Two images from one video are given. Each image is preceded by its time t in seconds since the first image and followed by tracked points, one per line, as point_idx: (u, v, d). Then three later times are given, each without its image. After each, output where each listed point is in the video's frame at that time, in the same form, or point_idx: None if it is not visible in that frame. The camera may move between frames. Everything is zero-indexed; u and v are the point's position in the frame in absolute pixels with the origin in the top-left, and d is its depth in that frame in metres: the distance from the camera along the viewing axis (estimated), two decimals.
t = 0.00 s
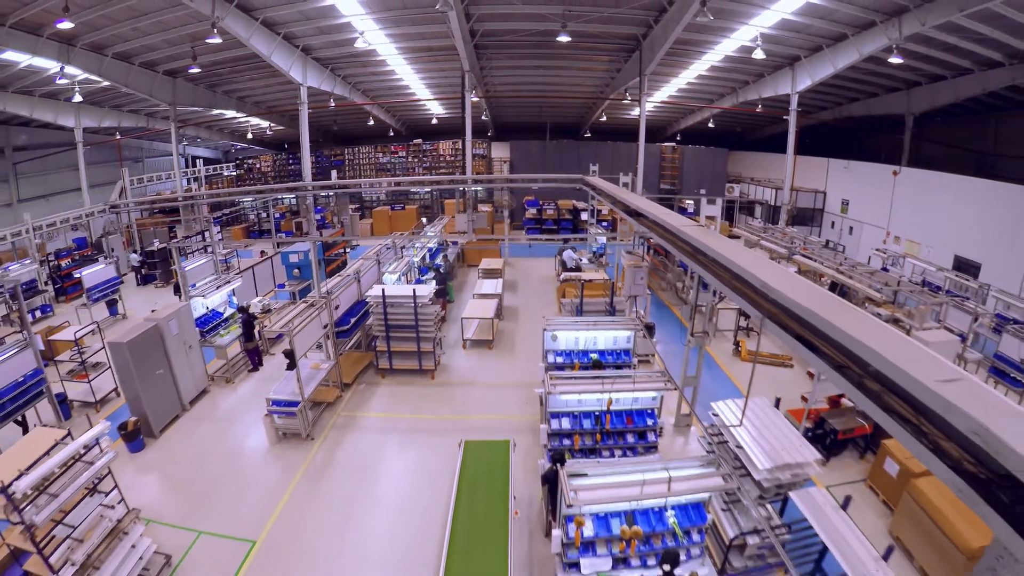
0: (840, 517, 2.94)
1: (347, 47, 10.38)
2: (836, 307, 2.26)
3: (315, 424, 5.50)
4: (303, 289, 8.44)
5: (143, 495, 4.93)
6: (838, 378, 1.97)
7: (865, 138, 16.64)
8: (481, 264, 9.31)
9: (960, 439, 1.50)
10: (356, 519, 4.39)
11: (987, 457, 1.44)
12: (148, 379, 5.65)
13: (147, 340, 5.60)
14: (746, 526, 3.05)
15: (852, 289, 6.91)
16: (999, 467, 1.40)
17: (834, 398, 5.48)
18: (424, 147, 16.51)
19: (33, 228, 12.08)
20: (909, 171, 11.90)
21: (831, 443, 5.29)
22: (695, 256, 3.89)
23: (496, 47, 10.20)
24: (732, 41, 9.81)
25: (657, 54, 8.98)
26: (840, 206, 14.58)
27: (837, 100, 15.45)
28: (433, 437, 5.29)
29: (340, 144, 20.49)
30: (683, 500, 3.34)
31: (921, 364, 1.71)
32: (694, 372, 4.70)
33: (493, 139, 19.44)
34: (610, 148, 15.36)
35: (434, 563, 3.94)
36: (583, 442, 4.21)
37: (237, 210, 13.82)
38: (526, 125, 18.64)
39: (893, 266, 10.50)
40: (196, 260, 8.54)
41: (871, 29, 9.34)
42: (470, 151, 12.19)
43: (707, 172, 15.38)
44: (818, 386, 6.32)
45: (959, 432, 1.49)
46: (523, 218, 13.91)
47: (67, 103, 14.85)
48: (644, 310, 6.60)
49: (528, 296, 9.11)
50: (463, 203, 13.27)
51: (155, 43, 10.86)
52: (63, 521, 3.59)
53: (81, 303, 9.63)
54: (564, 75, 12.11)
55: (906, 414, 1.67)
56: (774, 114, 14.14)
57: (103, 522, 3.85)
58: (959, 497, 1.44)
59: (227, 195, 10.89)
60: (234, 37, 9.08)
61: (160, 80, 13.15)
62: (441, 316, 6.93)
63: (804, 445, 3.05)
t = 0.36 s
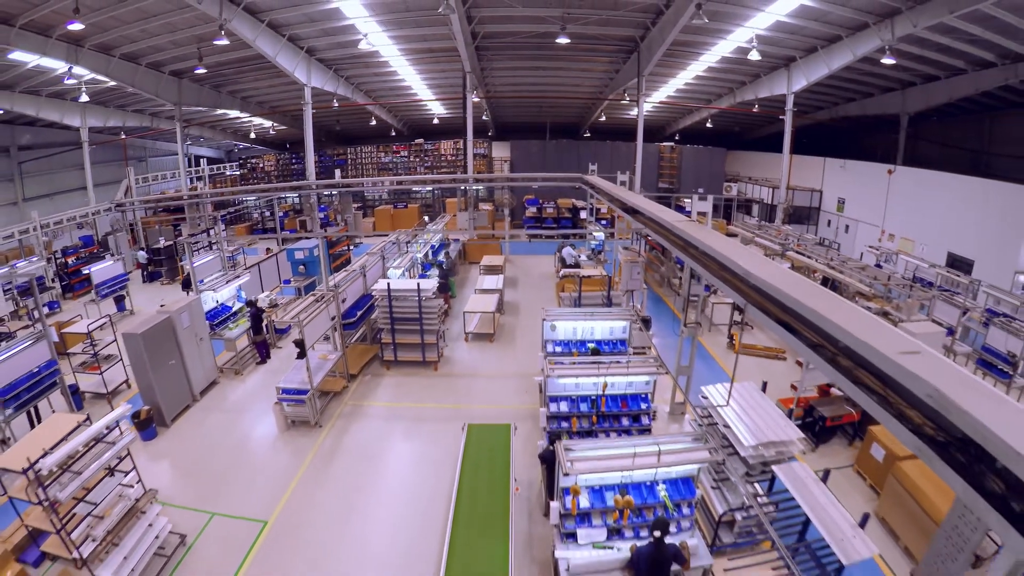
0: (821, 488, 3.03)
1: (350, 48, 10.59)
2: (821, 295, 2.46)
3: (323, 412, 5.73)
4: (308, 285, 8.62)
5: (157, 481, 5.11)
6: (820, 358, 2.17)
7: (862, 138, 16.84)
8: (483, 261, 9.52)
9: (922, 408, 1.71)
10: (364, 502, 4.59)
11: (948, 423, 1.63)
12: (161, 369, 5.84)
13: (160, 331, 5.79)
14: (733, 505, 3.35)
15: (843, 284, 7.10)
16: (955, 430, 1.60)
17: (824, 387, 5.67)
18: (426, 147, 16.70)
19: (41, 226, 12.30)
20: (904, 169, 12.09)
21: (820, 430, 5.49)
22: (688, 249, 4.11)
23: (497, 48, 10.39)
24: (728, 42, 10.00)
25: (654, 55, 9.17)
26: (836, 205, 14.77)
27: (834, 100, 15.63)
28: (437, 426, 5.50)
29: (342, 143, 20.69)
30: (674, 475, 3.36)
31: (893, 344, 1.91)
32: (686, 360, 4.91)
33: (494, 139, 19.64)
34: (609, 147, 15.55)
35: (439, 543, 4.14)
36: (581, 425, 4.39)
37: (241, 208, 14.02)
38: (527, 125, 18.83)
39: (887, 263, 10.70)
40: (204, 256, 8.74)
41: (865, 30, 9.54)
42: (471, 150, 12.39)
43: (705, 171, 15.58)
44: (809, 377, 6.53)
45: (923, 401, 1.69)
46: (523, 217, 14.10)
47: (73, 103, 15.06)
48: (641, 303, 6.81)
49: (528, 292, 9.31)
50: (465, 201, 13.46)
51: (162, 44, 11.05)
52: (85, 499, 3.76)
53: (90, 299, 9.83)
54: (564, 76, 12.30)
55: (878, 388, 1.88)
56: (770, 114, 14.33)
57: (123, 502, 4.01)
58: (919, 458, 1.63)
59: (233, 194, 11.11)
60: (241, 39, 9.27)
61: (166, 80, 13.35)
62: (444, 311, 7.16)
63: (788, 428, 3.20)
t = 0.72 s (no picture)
0: (802, 466, 3.30)
1: (353, 49, 10.81)
2: (802, 283, 2.64)
3: (330, 402, 5.95)
4: (313, 281, 8.85)
5: (168, 466, 5.30)
6: (797, 339, 2.35)
7: (858, 138, 17.03)
8: (484, 258, 9.74)
9: (886, 380, 1.89)
10: (369, 486, 4.78)
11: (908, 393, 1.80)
12: (173, 360, 6.03)
13: (171, 323, 5.97)
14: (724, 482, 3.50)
15: (835, 279, 7.30)
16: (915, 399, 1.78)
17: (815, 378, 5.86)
18: (427, 146, 16.92)
19: (48, 223, 12.52)
20: (899, 167, 12.27)
21: (810, 418, 5.69)
22: (680, 243, 4.30)
23: (497, 50, 10.60)
24: (725, 43, 10.19)
25: (652, 56, 9.37)
26: (832, 203, 14.95)
27: (830, 100, 15.81)
28: (439, 415, 5.69)
29: (345, 143, 20.91)
30: (665, 455, 3.66)
31: (865, 325, 2.09)
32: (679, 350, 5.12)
33: (495, 139, 19.86)
34: (608, 147, 15.76)
35: (441, 524, 4.32)
36: (577, 409, 4.58)
37: (246, 207, 14.26)
38: (527, 125, 19.05)
39: (880, 260, 10.89)
40: (211, 252, 8.94)
41: (859, 31, 9.72)
42: (473, 150, 12.59)
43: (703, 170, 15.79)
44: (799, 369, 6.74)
45: (886, 373, 1.86)
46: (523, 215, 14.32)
47: (79, 102, 15.27)
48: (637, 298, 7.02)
49: (528, 288, 9.54)
50: (466, 200, 13.69)
51: (168, 45, 11.27)
52: (104, 479, 3.92)
53: (99, 294, 10.06)
54: (563, 77, 12.52)
55: (848, 364, 2.05)
56: (767, 113, 14.53)
57: (140, 483, 4.18)
58: (882, 424, 1.81)
59: (238, 192, 11.31)
60: (247, 41, 9.48)
61: (172, 80, 13.57)
62: (446, 305, 7.38)
63: (773, 407, 3.47)
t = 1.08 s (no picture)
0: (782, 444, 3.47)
1: (355, 50, 11.01)
2: (780, 274, 2.86)
3: (335, 392, 6.17)
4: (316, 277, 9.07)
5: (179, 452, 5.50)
6: (776, 323, 2.55)
7: (854, 138, 17.24)
8: (484, 255, 9.95)
9: (854, 357, 2.08)
10: (374, 469, 5.00)
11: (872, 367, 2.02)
12: (182, 351, 6.23)
13: (182, 316, 6.16)
14: (709, 465, 3.66)
15: (825, 274, 7.50)
16: (879, 373, 1.97)
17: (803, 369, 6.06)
18: (428, 146, 17.12)
19: (54, 221, 12.71)
20: (893, 167, 12.46)
21: (798, 408, 5.88)
22: (671, 237, 4.52)
23: (497, 51, 10.80)
24: (721, 44, 10.38)
25: (649, 57, 9.57)
26: (828, 202, 15.14)
27: (827, 100, 16.00)
28: (441, 405, 5.92)
29: (346, 142, 21.11)
30: (654, 435, 3.94)
31: (836, 309, 2.29)
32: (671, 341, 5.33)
33: (495, 139, 20.07)
34: (607, 147, 15.96)
35: (442, 505, 4.53)
36: (572, 396, 4.77)
37: (249, 205, 14.47)
38: (526, 125, 19.27)
39: (874, 257, 11.08)
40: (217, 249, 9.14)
41: (852, 32, 9.91)
42: (473, 149, 12.78)
43: (700, 169, 15.99)
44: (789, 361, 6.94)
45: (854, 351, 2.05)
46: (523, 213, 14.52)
47: (84, 102, 15.47)
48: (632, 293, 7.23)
49: (527, 284, 9.75)
50: (466, 198, 13.90)
51: (174, 46, 11.46)
52: (121, 460, 4.09)
53: (106, 290, 10.27)
54: (562, 77, 12.72)
55: (821, 344, 2.25)
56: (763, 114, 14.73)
57: (154, 465, 4.38)
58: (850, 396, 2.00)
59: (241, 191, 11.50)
60: (252, 42, 9.68)
61: (176, 80, 13.77)
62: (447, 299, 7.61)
63: (760, 389, 3.65)
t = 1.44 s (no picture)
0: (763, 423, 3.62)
1: (357, 51, 11.20)
2: (759, 261, 3.07)
3: (340, 382, 6.41)
4: (319, 273, 9.29)
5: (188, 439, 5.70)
6: (755, 307, 2.77)
7: (850, 137, 17.47)
8: (483, 252, 10.17)
9: (825, 336, 2.30)
10: (377, 456, 5.20)
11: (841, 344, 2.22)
12: (191, 342, 6.42)
13: (191, 308, 6.36)
14: (697, 446, 3.85)
15: (816, 269, 7.72)
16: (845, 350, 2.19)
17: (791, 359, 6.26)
18: (428, 145, 17.31)
19: (61, 219, 12.90)
20: (887, 165, 12.67)
21: (787, 396, 6.08)
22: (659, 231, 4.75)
23: (496, 52, 11.00)
24: (716, 45, 10.58)
25: (645, 58, 9.78)
26: (824, 201, 15.33)
27: (822, 100, 16.21)
28: (442, 394, 6.14)
29: (347, 142, 21.33)
30: (644, 416, 4.13)
31: (808, 292, 2.51)
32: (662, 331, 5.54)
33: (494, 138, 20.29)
34: (605, 146, 16.17)
35: (442, 486, 4.76)
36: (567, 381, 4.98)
37: (251, 204, 14.70)
38: (526, 125, 19.49)
39: (867, 254, 11.28)
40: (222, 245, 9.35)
41: (844, 33, 10.11)
42: (473, 149, 12.99)
43: (698, 168, 16.20)
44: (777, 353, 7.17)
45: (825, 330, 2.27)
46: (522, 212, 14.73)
47: (89, 101, 15.67)
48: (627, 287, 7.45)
49: (526, 280, 9.98)
50: (466, 197, 14.10)
51: (178, 46, 11.65)
52: (136, 441, 4.27)
53: (113, 286, 10.48)
54: (561, 78, 12.92)
55: (797, 326, 2.47)
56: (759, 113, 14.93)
57: (167, 448, 4.59)
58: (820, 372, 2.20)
59: (245, 189, 11.70)
60: (256, 43, 9.88)
61: (181, 81, 13.98)
62: (447, 294, 7.86)
63: (743, 373, 3.81)
